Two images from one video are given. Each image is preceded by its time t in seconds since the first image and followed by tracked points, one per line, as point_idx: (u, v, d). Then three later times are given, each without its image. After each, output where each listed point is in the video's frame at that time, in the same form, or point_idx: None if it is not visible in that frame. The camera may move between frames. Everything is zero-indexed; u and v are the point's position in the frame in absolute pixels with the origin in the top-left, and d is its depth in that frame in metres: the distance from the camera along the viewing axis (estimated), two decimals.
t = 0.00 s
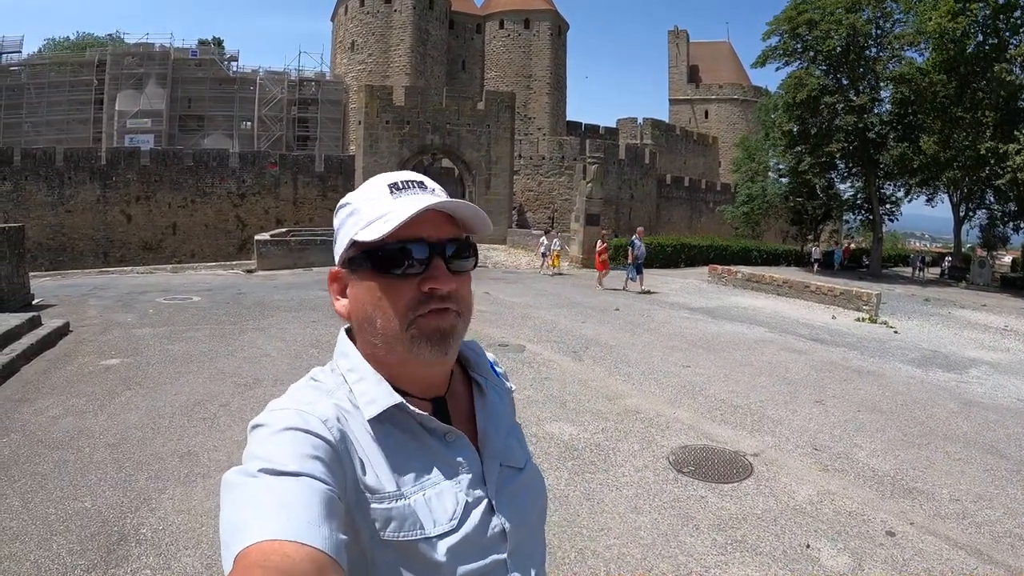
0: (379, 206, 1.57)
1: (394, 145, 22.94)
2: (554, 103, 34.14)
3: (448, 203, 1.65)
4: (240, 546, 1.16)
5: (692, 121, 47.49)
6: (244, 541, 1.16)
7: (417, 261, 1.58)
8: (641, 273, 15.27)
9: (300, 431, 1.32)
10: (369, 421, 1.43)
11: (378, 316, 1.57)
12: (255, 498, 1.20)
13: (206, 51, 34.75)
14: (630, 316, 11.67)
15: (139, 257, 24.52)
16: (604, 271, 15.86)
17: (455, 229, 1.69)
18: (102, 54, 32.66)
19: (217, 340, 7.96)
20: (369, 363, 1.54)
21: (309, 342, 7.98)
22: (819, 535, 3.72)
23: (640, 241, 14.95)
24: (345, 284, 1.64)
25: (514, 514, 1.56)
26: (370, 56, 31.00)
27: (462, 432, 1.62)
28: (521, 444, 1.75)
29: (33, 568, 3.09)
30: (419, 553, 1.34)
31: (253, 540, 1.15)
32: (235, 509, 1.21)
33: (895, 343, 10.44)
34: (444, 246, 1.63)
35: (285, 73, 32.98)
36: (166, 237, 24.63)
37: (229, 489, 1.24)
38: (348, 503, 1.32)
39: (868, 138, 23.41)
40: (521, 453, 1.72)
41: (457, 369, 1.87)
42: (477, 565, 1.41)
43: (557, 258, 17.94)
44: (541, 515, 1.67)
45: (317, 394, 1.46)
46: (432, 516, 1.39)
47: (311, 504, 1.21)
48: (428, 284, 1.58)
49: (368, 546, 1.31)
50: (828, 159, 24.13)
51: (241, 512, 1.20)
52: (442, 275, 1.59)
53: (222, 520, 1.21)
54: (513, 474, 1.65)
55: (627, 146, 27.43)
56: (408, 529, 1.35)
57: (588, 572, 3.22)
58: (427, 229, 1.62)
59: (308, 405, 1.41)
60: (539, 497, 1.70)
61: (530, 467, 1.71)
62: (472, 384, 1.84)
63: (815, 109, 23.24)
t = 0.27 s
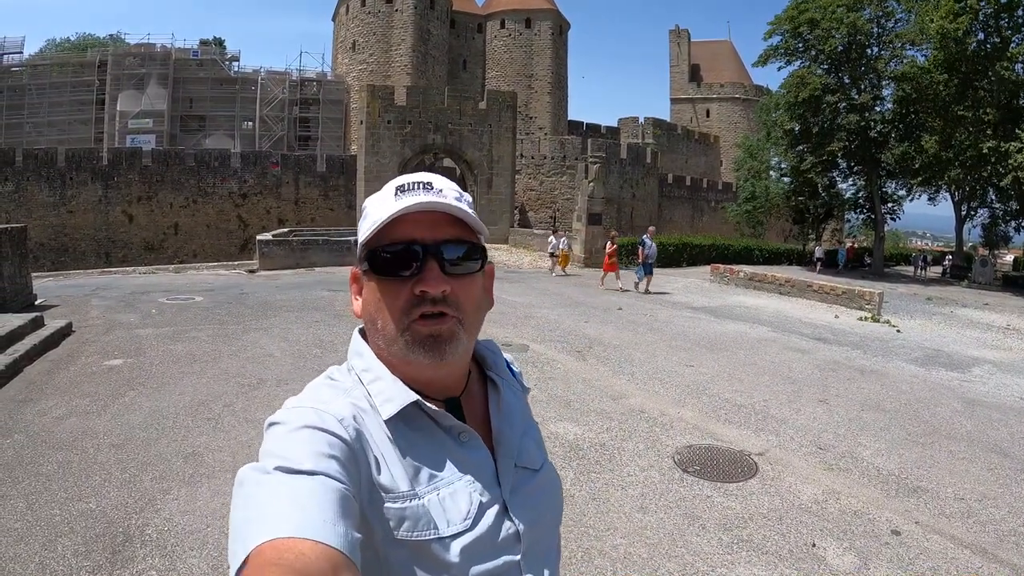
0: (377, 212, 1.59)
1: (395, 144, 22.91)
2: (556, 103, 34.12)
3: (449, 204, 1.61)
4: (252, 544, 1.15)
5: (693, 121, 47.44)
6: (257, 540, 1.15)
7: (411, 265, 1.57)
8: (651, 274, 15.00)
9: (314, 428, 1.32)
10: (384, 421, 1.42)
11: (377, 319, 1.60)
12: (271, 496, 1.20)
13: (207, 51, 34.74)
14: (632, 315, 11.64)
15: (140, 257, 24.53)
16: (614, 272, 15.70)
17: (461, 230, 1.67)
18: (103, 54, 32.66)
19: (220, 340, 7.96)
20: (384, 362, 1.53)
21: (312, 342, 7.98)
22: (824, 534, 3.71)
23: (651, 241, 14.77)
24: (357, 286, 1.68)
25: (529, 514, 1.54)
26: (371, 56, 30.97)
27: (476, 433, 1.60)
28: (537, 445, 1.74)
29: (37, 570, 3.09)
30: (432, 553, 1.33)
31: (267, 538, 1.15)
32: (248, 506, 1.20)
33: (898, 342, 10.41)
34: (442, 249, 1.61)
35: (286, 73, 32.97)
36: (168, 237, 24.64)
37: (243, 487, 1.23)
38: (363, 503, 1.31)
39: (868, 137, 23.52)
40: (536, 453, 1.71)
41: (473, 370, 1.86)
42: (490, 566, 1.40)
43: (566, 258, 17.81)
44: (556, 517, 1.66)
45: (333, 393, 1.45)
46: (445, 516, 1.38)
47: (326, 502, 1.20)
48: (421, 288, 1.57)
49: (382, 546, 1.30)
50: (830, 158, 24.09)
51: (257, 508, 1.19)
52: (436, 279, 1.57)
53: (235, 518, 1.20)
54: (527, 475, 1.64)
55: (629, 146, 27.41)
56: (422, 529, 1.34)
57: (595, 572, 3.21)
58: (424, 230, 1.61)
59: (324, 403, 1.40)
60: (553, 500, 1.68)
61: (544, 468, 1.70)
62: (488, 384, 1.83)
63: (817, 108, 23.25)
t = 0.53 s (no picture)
0: (397, 208, 1.60)
1: (397, 144, 22.90)
2: (557, 102, 34.10)
3: (469, 203, 1.62)
4: (263, 533, 1.16)
5: (695, 120, 47.40)
6: (267, 529, 1.16)
7: (428, 261, 1.58)
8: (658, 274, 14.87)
9: (328, 421, 1.33)
10: (396, 416, 1.43)
11: (391, 313, 1.60)
12: (282, 486, 1.21)
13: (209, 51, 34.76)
14: (634, 315, 11.64)
15: (142, 257, 24.56)
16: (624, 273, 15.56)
17: (479, 229, 1.67)
18: (105, 55, 32.69)
19: (223, 340, 7.96)
20: (397, 357, 1.54)
21: (314, 342, 7.98)
22: (826, 533, 3.70)
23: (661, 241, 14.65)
24: (374, 280, 1.70)
25: (537, 513, 1.55)
26: (373, 56, 30.97)
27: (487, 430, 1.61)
28: (546, 445, 1.74)
29: (40, 568, 3.10)
30: (440, 548, 1.33)
31: (276, 529, 1.16)
32: (260, 494, 1.22)
33: (900, 341, 10.40)
34: (461, 246, 1.61)
35: (287, 73, 32.99)
36: (170, 237, 24.68)
37: (255, 475, 1.25)
38: (373, 497, 1.32)
39: (870, 135, 23.28)
40: (546, 453, 1.71)
41: (485, 370, 1.87)
42: (497, 564, 1.40)
43: (574, 258, 17.69)
44: (564, 517, 1.66)
45: (347, 386, 1.46)
46: (455, 512, 1.38)
47: (336, 495, 1.21)
48: (437, 283, 1.58)
49: (390, 540, 1.31)
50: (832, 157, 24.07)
51: (269, 499, 1.20)
52: (453, 276, 1.58)
53: (245, 507, 1.21)
54: (537, 475, 1.63)
55: (630, 145, 27.40)
56: (430, 524, 1.34)
57: (598, 570, 3.21)
58: (442, 228, 1.62)
59: (338, 396, 1.41)
60: (562, 500, 1.68)
61: (553, 468, 1.71)
62: (500, 384, 1.84)
63: (819, 107, 23.22)
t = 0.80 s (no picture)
0: (400, 207, 1.61)
1: (399, 144, 22.91)
2: (559, 102, 34.11)
3: (473, 203, 1.62)
4: (256, 531, 1.17)
5: (697, 120, 47.39)
6: (261, 528, 1.17)
7: (431, 261, 1.59)
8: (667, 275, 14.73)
9: (324, 419, 1.34)
10: (395, 414, 1.43)
11: (392, 312, 1.61)
12: (277, 483, 1.22)
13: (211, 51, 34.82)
14: (635, 314, 11.64)
15: (144, 256, 24.62)
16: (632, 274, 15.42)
17: (482, 229, 1.67)
18: (107, 54, 32.75)
19: (223, 339, 7.98)
20: (396, 357, 1.54)
21: (315, 341, 7.99)
22: (825, 534, 3.70)
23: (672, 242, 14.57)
24: (378, 277, 1.70)
25: (534, 514, 1.55)
26: (375, 56, 30.99)
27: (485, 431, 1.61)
28: (545, 447, 1.74)
29: (38, 566, 3.11)
30: (435, 549, 1.34)
31: (269, 527, 1.17)
32: (255, 491, 1.23)
33: (901, 342, 10.38)
34: (464, 247, 1.62)
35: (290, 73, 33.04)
36: (172, 237, 24.74)
37: (252, 472, 1.26)
38: (369, 497, 1.33)
39: (872, 134, 23.22)
40: (544, 455, 1.71)
41: (486, 371, 1.88)
42: (492, 565, 1.41)
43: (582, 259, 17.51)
44: (561, 520, 1.66)
45: (345, 384, 1.47)
46: (450, 512, 1.38)
47: (332, 493, 1.22)
48: (439, 284, 1.59)
49: (384, 540, 1.32)
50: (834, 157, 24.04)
51: (264, 496, 1.21)
52: (455, 277, 1.59)
53: (239, 504, 1.23)
54: (535, 476, 1.64)
55: (632, 145, 27.41)
56: (425, 525, 1.35)
57: (595, 569, 3.22)
58: (445, 228, 1.62)
59: (335, 394, 1.42)
60: (559, 503, 1.68)
61: (552, 470, 1.71)
62: (500, 384, 1.85)
63: (821, 107, 23.13)
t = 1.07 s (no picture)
0: (401, 207, 1.61)
1: (400, 144, 22.92)
2: (560, 102, 34.10)
3: (475, 203, 1.63)
4: (255, 529, 1.18)
5: (698, 120, 47.38)
6: (260, 525, 1.18)
7: (433, 261, 1.60)
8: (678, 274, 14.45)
9: (323, 417, 1.35)
10: (393, 413, 1.44)
11: (393, 312, 1.61)
12: (276, 481, 1.23)
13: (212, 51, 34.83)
14: (636, 314, 11.65)
15: (145, 256, 24.65)
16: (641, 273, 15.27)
17: (483, 230, 1.68)
18: (108, 54, 32.76)
19: (224, 338, 7.99)
20: (395, 356, 1.55)
21: (315, 341, 7.99)
22: (823, 533, 3.71)
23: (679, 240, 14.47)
24: (378, 276, 1.70)
25: (533, 514, 1.56)
26: (376, 56, 30.98)
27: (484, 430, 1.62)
28: (544, 446, 1.75)
29: (37, 562, 3.12)
30: (434, 548, 1.35)
31: (268, 525, 1.18)
32: (255, 489, 1.24)
33: (901, 341, 10.37)
34: (466, 247, 1.63)
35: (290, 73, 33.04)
36: (173, 236, 24.76)
37: (251, 469, 1.27)
38: (367, 495, 1.34)
39: (873, 134, 23.14)
40: (544, 454, 1.72)
41: (484, 369, 1.89)
42: (490, 564, 1.42)
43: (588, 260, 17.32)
44: (559, 519, 1.67)
45: (344, 382, 1.48)
46: (449, 511, 1.39)
47: (330, 491, 1.23)
48: (442, 286, 1.60)
49: (383, 538, 1.33)
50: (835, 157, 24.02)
51: (263, 493, 1.22)
52: (458, 279, 1.60)
53: (239, 500, 1.24)
54: (534, 475, 1.65)
55: (633, 145, 27.40)
56: (424, 523, 1.36)
57: (594, 568, 3.22)
58: (448, 228, 1.64)
59: (334, 392, 1.43)
60: (558, 502, 1.68)
61: (551, 468, 1.71)
62: (499, 383, 1.85)
63: (821, 106, 22.97)
